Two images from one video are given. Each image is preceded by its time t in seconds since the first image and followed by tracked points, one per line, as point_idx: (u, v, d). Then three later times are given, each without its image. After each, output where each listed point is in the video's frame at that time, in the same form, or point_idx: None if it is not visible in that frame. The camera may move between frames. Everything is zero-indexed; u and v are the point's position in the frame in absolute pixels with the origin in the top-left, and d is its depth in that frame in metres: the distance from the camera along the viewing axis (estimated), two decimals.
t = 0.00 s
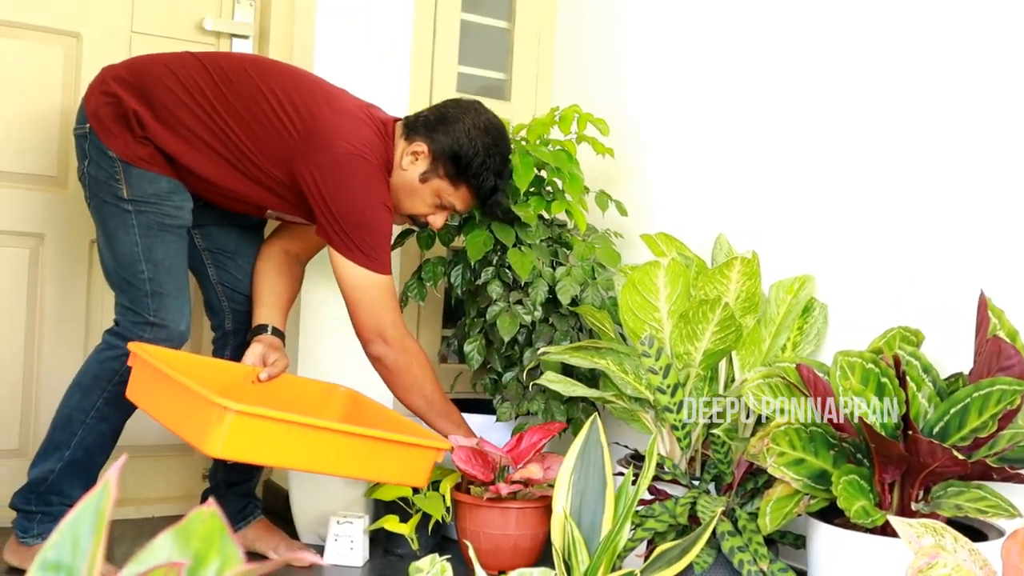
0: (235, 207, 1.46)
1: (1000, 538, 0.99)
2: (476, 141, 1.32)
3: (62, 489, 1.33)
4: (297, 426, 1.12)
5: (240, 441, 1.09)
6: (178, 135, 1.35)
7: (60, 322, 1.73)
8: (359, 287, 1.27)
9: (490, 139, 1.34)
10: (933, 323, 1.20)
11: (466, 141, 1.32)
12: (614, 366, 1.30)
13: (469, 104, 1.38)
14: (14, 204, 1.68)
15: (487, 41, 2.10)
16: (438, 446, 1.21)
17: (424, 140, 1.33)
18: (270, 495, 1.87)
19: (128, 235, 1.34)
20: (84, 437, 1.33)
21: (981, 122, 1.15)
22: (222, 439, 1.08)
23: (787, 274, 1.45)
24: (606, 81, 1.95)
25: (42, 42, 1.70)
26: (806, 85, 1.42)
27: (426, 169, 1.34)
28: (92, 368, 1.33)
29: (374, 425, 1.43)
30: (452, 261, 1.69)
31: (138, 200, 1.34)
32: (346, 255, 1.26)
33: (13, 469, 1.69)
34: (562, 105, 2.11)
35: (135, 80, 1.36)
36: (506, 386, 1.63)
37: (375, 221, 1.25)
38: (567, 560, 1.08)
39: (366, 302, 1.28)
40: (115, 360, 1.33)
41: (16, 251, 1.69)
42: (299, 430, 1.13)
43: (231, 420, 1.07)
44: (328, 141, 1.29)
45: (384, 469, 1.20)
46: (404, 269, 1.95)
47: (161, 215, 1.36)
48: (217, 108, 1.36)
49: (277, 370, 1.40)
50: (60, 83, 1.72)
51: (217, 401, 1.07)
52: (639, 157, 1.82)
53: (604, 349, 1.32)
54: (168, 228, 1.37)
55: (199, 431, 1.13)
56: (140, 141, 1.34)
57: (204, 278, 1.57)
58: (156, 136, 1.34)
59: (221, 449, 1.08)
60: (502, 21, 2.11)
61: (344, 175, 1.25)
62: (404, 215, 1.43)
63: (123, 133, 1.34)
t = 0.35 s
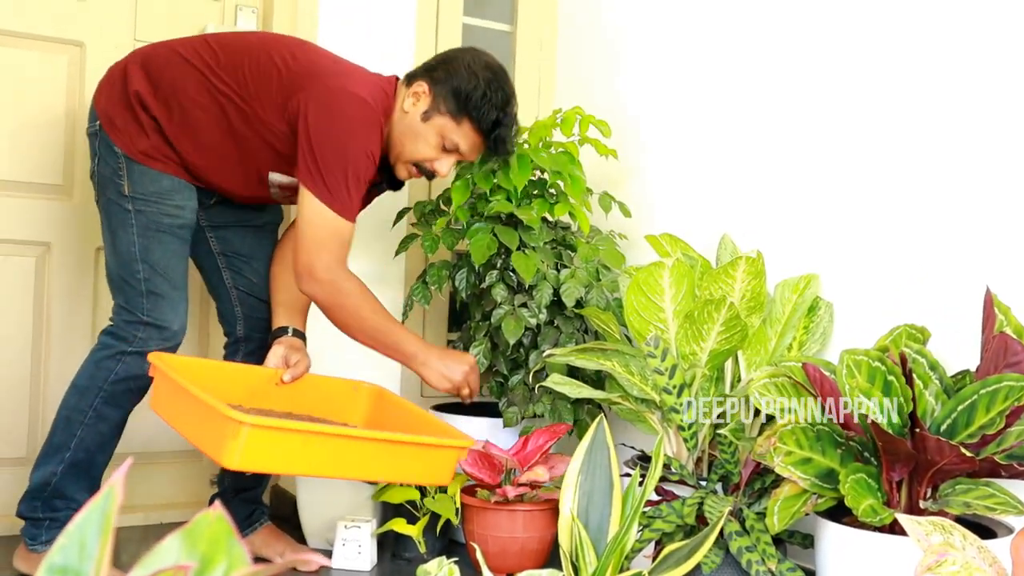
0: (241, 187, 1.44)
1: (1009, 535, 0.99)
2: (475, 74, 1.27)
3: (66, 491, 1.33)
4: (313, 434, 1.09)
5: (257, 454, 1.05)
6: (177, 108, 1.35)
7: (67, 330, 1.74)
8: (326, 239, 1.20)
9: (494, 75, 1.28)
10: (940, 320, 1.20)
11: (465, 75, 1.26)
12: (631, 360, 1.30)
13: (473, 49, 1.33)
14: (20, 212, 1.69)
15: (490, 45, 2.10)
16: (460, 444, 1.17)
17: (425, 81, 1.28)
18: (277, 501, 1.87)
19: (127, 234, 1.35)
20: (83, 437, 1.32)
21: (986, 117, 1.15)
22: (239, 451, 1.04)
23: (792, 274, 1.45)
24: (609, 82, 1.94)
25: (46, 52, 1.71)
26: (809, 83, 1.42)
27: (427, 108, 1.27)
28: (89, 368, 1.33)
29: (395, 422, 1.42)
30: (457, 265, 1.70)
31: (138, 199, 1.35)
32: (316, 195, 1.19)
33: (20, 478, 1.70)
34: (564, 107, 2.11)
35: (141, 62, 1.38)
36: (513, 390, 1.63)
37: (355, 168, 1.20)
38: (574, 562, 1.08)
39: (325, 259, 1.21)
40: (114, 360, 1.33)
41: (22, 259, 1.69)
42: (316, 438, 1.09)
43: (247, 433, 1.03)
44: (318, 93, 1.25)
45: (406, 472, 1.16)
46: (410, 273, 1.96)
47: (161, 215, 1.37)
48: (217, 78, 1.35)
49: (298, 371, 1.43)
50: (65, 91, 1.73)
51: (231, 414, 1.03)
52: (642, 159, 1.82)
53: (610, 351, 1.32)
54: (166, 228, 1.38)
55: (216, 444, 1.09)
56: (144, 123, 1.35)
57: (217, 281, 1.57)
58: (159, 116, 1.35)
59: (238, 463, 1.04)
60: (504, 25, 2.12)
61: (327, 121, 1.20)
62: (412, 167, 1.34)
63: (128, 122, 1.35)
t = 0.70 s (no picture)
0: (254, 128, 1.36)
1: (1015, 536, 0.99)
2: None
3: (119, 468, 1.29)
4: (347, 342, 1.03)
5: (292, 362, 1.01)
6: (184, 65, 1.31)
7: (71, 332, 1.74)
8: (268, 134, 1.10)
9: None
10: (944, 321, 1.20)
11: None
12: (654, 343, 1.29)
13: None
14: (25, 215, 1.69)
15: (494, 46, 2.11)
16: (496, 357, 1.12)
17: None
18: (281, 502, 1.87)
19: (166, 213, 1.32)
20: (129, 413, 1.28)
21: (989, 118, 1.14)
22: (274, 362, 1.00)
23: (796, 274, 1.44)
24: (613, 84, 1.94)
25: (51, 55, 1.72)
26: (812, 83, 1.42)
27: (432, 5, 1.16)
28: (134, 347, 1.30)
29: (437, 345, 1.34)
30: (460, 266, 1.70)
31: (174, 176, 1.32)
32: (261, 93, 1.09)
33: (25, 479, 1.70)
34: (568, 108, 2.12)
35: (154, 36, 1.37)
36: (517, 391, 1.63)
37: (308, 66, 1.10)
38: (578, 563, 1.08)
39: (264, 148, 1.10)
40: (159, 338, 1.30)
41: (26, 262, 1.70)
42: (351, 346, 1.03)
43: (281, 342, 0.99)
44: (287, 4, 1.17)
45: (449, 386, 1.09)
46: (413, 275, 1.96)
47: (198, 191, 1.33)
48: (213, 25, 1.30)
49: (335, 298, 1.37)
50: (69, 94, 1.74)
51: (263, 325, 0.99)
52: (645, 159, 1.82)
53: (614, 351, 1.32)
54: (203, 204, 1.33)
55: (243, 358, 1.05)
56: (160, 91, 1.33)
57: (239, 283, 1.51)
58: (171, 79, 1.33)
59: (273, 373, 0.99)
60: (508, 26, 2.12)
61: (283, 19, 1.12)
62: (431, 72, 1.21)
63: (148, 97, 1.33)
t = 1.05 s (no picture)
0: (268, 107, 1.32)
1: (1014, 535, 0.99)
2: None
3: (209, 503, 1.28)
4: (358, 309, 0.98)
5: (302, 333, 0.95)
6: (184, 65, 1.28)
7: (71, 332, 1.74)
8: (267, 116, 1.07)
9: None
10: (944, 320, 1.20)
11: None
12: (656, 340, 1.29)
13: None
14: (24, 215, 1.69)
15: (493, 45, 2.10)
16: (521, 319, 1.07)
17: None
18: (281, 502, 1.86)
19: (171, 232, 1.30)
20: (197, 446, 1.27)
21: (989, 117, 1.14)
22: (284, 330, 0.94)
23: (795, 274, 1.44)
24: (612, 83, 1.95)
25: (50, 54, 1.72)
26: (813, 79, 1.41)
27: None
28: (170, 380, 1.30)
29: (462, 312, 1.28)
30: (459, 265, 1.70)
31: (177, 190, 1.29)
32: (257, 80, 1.06)
33: (25, 479, 1.70)
34: (567, 108, 2.11)
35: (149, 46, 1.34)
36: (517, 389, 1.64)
37: (299, 46, 1.07)
38: (578, 562, 1.08)
39: (268, 139, 1.08)
40: (184, 362, 1.30)
41: (25, 261, 1.70)
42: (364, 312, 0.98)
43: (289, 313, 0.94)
44: None
45: (470, 353, 1.05)
46: (412, 274, 1.96)
47: (201, 206, 1.30)
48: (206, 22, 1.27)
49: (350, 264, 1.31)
50: (68, 93, 1.73)
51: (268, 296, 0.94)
52: (644, 159, 1.82)
53: (613, 351, 1.32)
54: (208, 219, 1.30)
55: (253, 334, 1.00)
56: (165, 97, 1.30)
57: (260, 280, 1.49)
58: (172, 83, 1.29)
59: (284, 344, 0.94)
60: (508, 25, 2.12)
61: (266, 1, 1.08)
62: (432, 23, 1.16)
63: (154, 107, 1.30)
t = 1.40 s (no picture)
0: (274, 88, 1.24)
1: (1012, 536, 0.99)
2: None
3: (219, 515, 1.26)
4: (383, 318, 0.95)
5: (326, 344, 0.93)
6: (186, 44, 1.20)
7: (70, 333, 1.74)
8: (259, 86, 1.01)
9: None
10: (942, 321, 1.20)
11: None
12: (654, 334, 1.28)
13: None
14: (23, 216, 1.69)
15: (492, 47, 2.11)
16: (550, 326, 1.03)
17: None
18: (280, 504, 1.86)
19: (174, 227, 1.25)
20: (201, 457, 1.23)
21: (988, 119, 1.14)
22: (307, 342, 0.92)
23: (794, 275, 1.44)
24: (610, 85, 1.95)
25: (49, 54, 1.72)
26: (813, 81, 1.41)
27: None
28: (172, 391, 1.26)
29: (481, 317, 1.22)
30: (459, 267, 1.70)
31: (179, 183, 1.24)
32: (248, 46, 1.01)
33: (24, 480, 1.70)
34: (566, 109, 2.12)
35: (153, 25, 1.26)
36: (516, 390, 1.65)
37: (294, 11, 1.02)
38: (576, 564, 1.08)
39: (254, 110, 1.01)
40: (191, 370, 1.25)
41: (25, 262, 1.70)
42: (386, 322, 0.95)
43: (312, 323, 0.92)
44: None
45: (492, 361, 1.01)
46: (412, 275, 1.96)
47: (204, 198, 1.25)
48: None
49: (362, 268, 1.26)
50: (67, 95, 1.74)
51: (291, 305, 0.91)
52: (643, 160, 1.82)
53: (612, 353, 1.33)
54: (212, 213, 1.25)
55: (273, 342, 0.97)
56: (168, 79, 1.23)
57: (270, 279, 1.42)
58: (175, 62, 1.22)
59: (308, 355, 0.92)
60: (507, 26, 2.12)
61: None
62: (453, 3, 1.10)
63: (154, 87, 1.23)
